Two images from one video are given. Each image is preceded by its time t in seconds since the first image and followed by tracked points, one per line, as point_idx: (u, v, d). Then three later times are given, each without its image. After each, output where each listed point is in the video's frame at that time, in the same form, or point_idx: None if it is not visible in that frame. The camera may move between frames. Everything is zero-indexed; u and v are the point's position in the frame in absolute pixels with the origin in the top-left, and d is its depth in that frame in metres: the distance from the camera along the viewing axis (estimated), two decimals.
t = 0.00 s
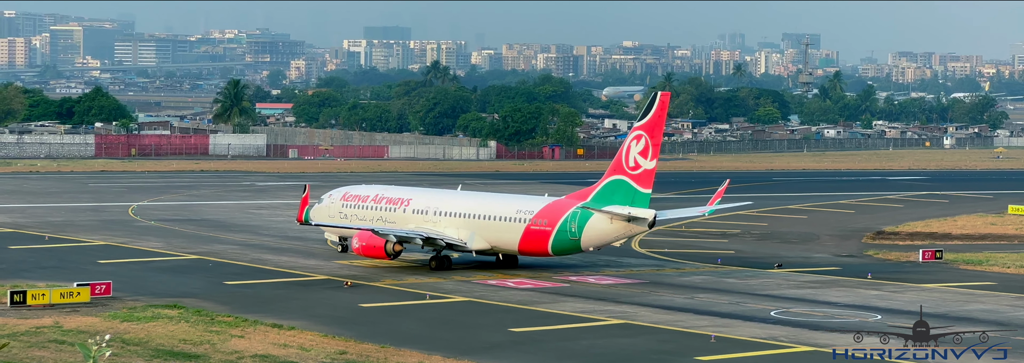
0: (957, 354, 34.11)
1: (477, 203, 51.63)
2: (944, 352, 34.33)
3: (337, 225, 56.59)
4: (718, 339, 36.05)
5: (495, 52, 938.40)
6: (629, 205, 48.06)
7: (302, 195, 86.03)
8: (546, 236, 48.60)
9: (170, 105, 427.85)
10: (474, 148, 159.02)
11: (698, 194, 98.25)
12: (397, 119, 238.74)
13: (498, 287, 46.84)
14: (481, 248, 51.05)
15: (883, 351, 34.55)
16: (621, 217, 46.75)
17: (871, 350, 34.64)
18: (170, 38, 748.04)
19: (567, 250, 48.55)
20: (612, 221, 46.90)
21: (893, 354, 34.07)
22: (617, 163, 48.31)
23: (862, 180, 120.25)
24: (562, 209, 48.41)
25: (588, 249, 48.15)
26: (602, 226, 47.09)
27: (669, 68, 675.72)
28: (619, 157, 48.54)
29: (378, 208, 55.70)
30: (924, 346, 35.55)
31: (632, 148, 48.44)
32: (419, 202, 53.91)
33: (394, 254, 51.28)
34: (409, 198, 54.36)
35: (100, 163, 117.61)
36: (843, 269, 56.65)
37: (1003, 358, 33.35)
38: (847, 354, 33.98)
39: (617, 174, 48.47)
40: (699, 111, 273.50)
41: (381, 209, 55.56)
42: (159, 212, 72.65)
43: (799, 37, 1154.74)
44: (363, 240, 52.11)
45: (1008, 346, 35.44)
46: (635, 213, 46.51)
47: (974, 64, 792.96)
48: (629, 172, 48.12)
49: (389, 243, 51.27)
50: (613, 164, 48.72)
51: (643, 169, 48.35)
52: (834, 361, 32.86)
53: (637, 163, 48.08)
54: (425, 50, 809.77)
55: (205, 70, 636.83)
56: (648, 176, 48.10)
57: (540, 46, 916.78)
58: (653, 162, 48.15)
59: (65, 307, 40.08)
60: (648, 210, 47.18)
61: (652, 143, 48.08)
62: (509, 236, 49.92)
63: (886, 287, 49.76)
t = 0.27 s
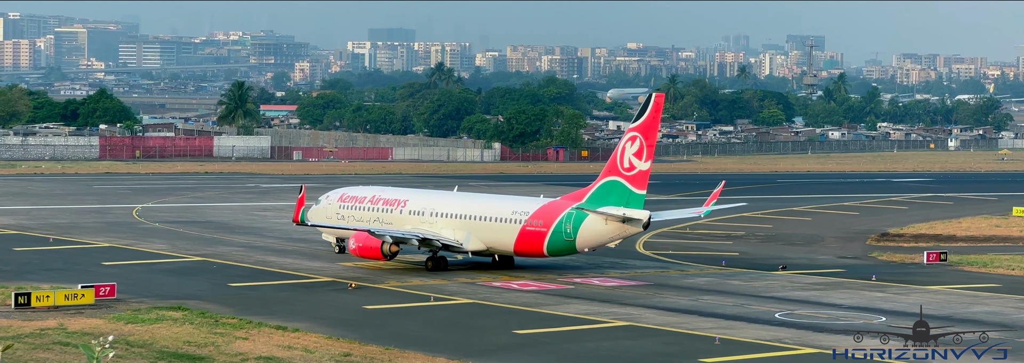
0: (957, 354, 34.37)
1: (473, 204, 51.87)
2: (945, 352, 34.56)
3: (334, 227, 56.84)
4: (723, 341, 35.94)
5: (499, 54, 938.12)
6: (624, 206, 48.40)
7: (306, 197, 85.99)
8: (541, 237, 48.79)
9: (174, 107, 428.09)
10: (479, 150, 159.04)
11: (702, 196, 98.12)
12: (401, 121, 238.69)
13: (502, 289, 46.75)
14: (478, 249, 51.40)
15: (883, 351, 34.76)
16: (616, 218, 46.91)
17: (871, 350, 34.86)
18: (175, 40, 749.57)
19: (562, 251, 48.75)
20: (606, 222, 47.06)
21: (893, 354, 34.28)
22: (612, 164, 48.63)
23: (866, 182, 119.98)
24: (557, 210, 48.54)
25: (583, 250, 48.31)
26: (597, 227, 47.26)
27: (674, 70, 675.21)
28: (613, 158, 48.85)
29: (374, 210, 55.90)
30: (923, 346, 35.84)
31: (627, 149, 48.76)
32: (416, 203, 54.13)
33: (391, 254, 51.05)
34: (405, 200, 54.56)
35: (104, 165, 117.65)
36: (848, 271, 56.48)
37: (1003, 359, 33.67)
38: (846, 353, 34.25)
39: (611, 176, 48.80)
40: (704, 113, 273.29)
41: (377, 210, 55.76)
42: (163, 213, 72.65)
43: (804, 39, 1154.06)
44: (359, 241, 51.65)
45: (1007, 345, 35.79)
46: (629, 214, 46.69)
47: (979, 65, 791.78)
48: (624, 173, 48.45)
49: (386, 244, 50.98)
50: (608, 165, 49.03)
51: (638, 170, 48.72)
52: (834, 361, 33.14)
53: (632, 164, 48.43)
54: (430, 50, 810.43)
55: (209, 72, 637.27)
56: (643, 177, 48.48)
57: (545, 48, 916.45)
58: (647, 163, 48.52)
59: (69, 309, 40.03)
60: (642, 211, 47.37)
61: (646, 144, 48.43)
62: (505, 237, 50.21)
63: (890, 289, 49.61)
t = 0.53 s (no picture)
0: (957, 354, 34.50)
1: (470, 205, 52.05)
2: (944, 352, 34.70)
3: (332, 227, 57.08)
4: (728, 342, 35.88)
5: (504, 55, 938.28)
6: (619, 207, 48.60)
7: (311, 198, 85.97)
8: (537, 237, 49.08)
9: (179, 108, 428.57)
10: (484, 152, 159.07)
11: (707, 197, 97.99)
12: (406, 123, 238.67)
13: (508, 290, 46.68)
14: (475, 249, 51.61)
15: (883, 351, 34.85)
16: (612, 218, 47.14)
17: (871, 350, 34.96)
18: (180, 42, 750.28)
19: (558, 251, 49.04)
20: (602, 222, 47.28)
21: (893, 354, 34.41)
22: (608, 164, 48.77)
23: (871, 183, 119.79)
24: (553, 211, 48.84)
25: (579, 250, 48.61)
26: (593, 227, 47.50)
27: (679, 71, 674.79)
28: (609, 158, 49.05)
29: (372, 210, 56.10)
30: (923, 346, 35.97)
31: (622, 150, 48.96)
32: (413, 204, 54.34)
33: (388, 255, 50.82)
34: (403, 200, 54.76)
35: (110, 166, 117.65)
36: (853, 272, 56.37)
37: (1002, 359, 33.78)
38: (847, 353, 34.32)
39: (607, 176, 49.00)
40: (709, 115, 273.10)
41: (375, 210, 55.96)
42: (168, 215, 72.69)
43: (809, 40, 1152.82)
44: (357, 241, 51.29)
45: (1007, 346, 35.93)
46: (625, 214, 46.94)
47: (984, 66, 790.56)
48: (619, 173, 48.65)
49: (383, 244, 50.75)
50: (603, 165, 49.23)
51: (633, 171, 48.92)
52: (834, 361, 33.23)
53: (627, 164, 48.63)
54: (436, 51, 810.98)
55: (214, 73, 637.93)
56: (638, 177, 48.68)
57: (550, 50, 916.31)
58: (642, 164, 48.74)
59: (74, 310, 40.02)
60: (637, 212, 47.62)
61: (641, 144, 48.69)
62: (502, 237, 50.43)
63: (895, 290, 49.48)
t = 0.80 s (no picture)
0: (957, 354, 34.41)
1: (468, 204, 52.27)
2: (945, 352, 34.62)
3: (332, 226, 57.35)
4: (733, 343, 35.79)
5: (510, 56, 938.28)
6: (615, 206, 48.70)
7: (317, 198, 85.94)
8: (534, 236, 49.23)
9: (185, 108, 428.99)
10: (490, 152, 159.03)
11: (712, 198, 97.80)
12: (412, 123, 238.63)
13: (513, 291, 46.62)
14: (472, 248, 51.77)
15: (883, 351, 34.78)
16: (608, 217, 47.21)
17: (871, 350, 34.89)
18: (186, 42, 751.20)
19: (555, 251, 49.16)
20: (598, 221, 47.36)
21: (893, 354, 34.34)
22: (604, 164, 48.87)
23: (878, 184, 119.47)
24: (550, 210, 48.96)
25: (575, 249, 48.73)
26: (589, 226, 47.60)
27: (685, 71, 674.04)
28: (605, 158, 49.14)
29: (371, 209, 56.38)
30: (924, 346, 35.85)
31: (618, 150, 49.00)
32: (412, 203, 54.59)
33: (386, 254, 51.28)
34: (401, 200, 55.02)
35: (116, 167, 117.73)
36: (859, 272, 56.21)
37: (1003, 359, 33.73)
38: (847, 353, 34.25)
39: (603, 176, 49.10)
40: (715, 115, 272.77)
41: (374, 210, 56.23)
42: (174, 215, 72.71)
43: (815, 40, 1151.46)
44: (355, 241, 51.84)
45: (1007, 346, 35.87)
46: (621, 214, 47.01)
47: (990, 67, 788.96)
48: (615, 173, 48.77)
49: (380, 243, 51.23)
50: (600, 165, 49.31)
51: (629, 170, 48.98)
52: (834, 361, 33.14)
53: (623, 164, 48.72)
54: (442, 52, 811.18)
55: (220, 74, 638.60)
56: (634, 177, 48.76)
57: (556, 50, 916.04)
58: (638, 163, 48.78)
59: (80, 310, 40.05)
60: (633, 211, 47.70)
61: (638, 144, 48.70)
62: (498, 236, 50.60)
63: (902, 291, 49.32)
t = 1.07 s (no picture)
0: (957, 354, 34.44)
1: (466, 204, 52.45)
2: (944, 352, 34.62)
3: (331, 226, 57.60)
4: (740, 344, 35.69)
5: (517, 56, 938.30)
6: (612, 206, 48.74)
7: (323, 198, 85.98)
8: (532, 236, 49.40)
9: (192, 109, 429.38)
10: (497, 153, 159.09)
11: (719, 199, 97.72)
12: (419, 123, 238.71)
13: (521, 291, 46.58)
14: (470, 248, 52.01)
15: (883, 351, 34.81)
16: (605, 217, 47.35)
17: (871, 350, 34.92)
18: (193, 43, 752.13)
19: (552, 250, 49.29)
20: (595, 221, 47.50)
21: (893, 354, 34.33)
22: (601, 164, 48.97)
23: (885, 185, 119.30)
24: (547, 210, 49.11)
25: (572, 249, 48.89)
26: (586, 226, 47.74)
27: (691, 72, 673.34)
28: (603, 158, 49.18)
29: (370, 209, 56.60)
30: (924, 346, 35.86)
31: (615, 150, 49.05)
32: (411, 203, 54.81)
33: (385, 254, 51.68)
34: (400, 199, 55.25)
35: (124, 167, 117.86)
36: (866, 273, 56.10)
37: (1002, 359, 33.75)
38: (846, 354, 34.29)
39: (600, 176, 49.18)
40: (721, 116, 272.58)
41: (373, 210, 56.46)
42: (182, 215, 72.84)
43: (821, 41, 1150.23)
44: (354, 240, 52.28)
45: (1008, 346, 35.86)
46: (618, 214, 47.17)
47: (998, 68, 787.26)
48: (612, 173, 48.78)
49: (379, 243, 51.64)
50: (597, 165, 49.40)
51: (626, 170, 49.00)
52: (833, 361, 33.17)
53: (620, 164, 48.74)
54: (448, 53, 811.50)
55: (227, 75, 639.54)
56: (630, 177, 48.78)
57: (563, 51, 915.96)
58: (635, 164, 48.82)
59: (88, 310, 40.12)
60: (630, 211, 47.79)
61: (634, 144, 48.76)
62: (497, 236, 50.80)
63: (908, 291, 49.20)
